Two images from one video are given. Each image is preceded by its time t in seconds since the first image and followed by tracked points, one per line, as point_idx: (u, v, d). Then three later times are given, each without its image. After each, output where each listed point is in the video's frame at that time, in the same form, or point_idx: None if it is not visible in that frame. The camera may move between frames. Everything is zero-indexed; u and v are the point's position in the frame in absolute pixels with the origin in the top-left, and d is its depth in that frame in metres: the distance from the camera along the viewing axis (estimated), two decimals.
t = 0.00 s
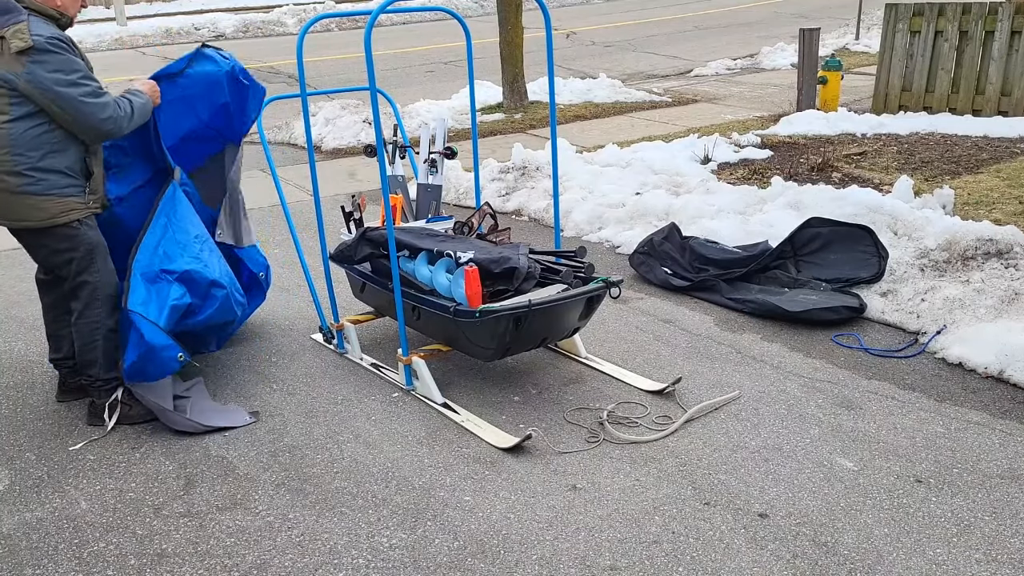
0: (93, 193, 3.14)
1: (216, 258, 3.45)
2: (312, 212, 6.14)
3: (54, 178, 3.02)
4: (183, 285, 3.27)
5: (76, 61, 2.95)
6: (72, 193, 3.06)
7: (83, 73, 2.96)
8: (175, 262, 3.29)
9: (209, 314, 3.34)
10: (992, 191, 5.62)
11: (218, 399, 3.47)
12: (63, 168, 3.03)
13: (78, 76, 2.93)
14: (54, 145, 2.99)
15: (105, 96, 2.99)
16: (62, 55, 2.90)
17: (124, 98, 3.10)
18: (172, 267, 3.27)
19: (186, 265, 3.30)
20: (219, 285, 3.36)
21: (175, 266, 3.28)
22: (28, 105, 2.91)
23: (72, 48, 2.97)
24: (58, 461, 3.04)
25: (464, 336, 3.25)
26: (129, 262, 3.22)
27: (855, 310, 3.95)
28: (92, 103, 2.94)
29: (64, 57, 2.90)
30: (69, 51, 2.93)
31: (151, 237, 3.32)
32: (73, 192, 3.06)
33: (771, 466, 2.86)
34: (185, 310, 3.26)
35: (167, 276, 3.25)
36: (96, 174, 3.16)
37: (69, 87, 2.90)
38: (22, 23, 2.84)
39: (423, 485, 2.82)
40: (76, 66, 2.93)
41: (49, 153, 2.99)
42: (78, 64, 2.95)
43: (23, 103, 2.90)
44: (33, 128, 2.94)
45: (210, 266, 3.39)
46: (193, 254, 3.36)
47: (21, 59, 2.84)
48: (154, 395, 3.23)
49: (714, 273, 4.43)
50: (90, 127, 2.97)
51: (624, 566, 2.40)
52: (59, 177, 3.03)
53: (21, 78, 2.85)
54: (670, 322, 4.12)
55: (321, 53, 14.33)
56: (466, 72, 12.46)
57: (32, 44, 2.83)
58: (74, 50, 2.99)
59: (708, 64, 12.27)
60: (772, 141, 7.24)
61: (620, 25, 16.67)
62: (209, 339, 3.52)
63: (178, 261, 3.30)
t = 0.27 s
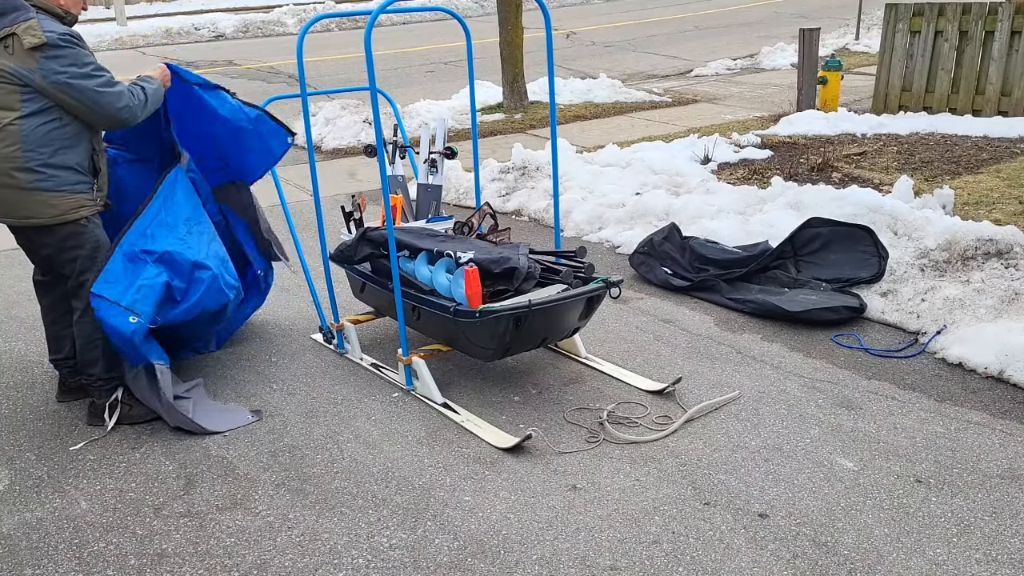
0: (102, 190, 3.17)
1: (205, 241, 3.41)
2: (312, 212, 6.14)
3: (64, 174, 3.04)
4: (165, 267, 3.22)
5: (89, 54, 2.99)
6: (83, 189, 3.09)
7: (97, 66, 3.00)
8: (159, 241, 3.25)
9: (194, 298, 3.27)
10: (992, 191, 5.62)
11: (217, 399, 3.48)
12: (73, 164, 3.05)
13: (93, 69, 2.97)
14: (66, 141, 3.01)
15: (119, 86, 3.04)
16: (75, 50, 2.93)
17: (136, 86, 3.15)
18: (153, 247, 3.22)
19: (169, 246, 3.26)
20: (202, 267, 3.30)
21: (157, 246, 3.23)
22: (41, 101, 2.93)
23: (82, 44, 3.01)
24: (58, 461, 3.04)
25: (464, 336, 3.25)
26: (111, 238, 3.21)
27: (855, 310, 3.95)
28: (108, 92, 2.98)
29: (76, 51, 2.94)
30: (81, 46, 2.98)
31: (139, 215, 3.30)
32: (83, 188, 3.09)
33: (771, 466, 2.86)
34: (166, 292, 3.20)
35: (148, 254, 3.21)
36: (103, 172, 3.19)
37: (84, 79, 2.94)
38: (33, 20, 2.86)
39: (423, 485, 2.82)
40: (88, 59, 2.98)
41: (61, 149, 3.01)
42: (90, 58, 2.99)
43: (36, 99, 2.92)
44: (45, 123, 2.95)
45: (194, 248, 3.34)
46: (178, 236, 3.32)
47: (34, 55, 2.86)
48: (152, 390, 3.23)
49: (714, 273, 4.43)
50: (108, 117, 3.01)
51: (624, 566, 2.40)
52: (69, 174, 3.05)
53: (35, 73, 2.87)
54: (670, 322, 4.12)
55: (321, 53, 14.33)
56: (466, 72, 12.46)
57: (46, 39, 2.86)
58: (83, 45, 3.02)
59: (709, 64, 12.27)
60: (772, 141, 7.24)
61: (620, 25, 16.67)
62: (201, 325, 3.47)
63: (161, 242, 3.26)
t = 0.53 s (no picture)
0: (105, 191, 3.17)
1: (203, 230, 3.47)
2: (312, 213, 6.15)
3: (68, 175, 3.04)
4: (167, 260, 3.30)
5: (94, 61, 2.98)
6: (87, 189, 3.09)
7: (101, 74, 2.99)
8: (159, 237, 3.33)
9: (202, 287, 3.35)
10: (992, 191, 5.62)
11: (218, 399, 3.48)
12: (77, 165, 3.06)
13: (97, 77, 2.97)
14: (70, 143, 3.02)
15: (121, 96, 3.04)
16: (80, 56, 2.92)
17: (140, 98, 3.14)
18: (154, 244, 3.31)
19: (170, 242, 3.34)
20: (205, 257, 3.36)
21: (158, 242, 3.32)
22: (46, 104, 2.93)
23: (88, 49, 3.00)
24: (58, 461, 3.04)
25: (464, 336, 3.25)
26: (116, 242, 3.29)
27: (855, 310, 3.95)
28: (109, 103, 2.98)
29: (81, 57, 2.93)
30: (87, 52, 2.96)
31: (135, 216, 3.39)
32: (87, 189, 3.09)
33: (771, 466, 2.86)
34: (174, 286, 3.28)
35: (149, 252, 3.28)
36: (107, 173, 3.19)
37: (88, 87, 2.93)
38: (41, 23, 2.86)
39: (423, 485, 2.82)
40: (93, 66, 2.97)
41: (65, 151, 3.01)
42: (95, 64, 2.98)
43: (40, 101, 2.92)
44: (50, 126, 2.96)
45: (193, 238, 3.40)
46: (176, 231, 3.39)
47: (40, 59, 2.86)
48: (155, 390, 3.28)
49: (714, 273, 4.43)
50: (106, 126, 3.01)
51: (624, 566, 2.40)
52: (73, 175, 3.05)
53: (40, 76, 2.87)
54: (670, 322, 4.12)
55: (321, 53, 14.33)
56: (466, 72, 12.46)
57: (52, 45, 2.86)
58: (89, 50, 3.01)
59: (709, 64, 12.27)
60: (772, 141, 7.24)
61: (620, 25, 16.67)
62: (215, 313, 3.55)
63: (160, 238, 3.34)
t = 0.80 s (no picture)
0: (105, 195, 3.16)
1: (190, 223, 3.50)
2: (312, 212, 6.15)
3: (69, 176, 3.04)
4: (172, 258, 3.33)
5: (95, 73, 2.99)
6: (87, 191, 3.09)
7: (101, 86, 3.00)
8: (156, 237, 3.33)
9: (207, 277, 3.44)
10: (992, 191, 5.62)
11: (218, 399, 3.48)
12: (77, 168, 3.06)
13: (96, 89, 2.97)
14: (71, 145, 3.02)
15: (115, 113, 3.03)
16: (81, 66, 2.93)
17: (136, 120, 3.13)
18: (154, 243, 3.31)
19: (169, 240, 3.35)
20: (203, 246, 3.44)
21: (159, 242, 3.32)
22: (46, 108, 2.95)
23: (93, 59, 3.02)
24: (58, 461, 3.04)
25: (465, 336, 3.25)
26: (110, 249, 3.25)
27: (855, 310, 3.94)
28: (102, 117, 2.98)
29: (83, 67, 2.94)
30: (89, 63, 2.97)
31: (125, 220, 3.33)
32: (88, 191, 3.09)
33: (771, 466, 2.86)
34: (184, 281, 3.34)
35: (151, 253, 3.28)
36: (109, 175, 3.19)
37: (85, 97, 2.94)
38: (46, 29, 2.89)
39: (423, 485, 2.82)
40: (95, 77, 2.97)
41: (65, 153, 3.02)
42: (97, 75, 2.99)
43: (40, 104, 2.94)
44: (50, 128, 2.97)
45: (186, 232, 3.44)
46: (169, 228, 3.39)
47: (42, 64, 2.89)
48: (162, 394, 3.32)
49: (714, 273, 4.43)
50: (94, 142, 2.99)
51: (624, 566, 2.40)
52: (73, 176, 3.05)
53: (40, 81, 2.89)
54: (670, 322, 4.12)
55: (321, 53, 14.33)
56: (466, 72, 12.46)
57: (55, 52, 2.88)
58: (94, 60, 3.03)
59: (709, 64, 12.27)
60: (772, 141, 7.24)
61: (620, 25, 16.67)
62: (217, 305, 3.63)
63: (157, 236, 3.33)
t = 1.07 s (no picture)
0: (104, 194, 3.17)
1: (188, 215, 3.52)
2: (312, 212, 6.15)
3: (67, 176, 3.05)
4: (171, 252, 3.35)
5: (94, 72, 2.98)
6: (86, 191, 3.09)
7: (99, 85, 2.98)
8: (156, 230, 3.33)
9: (208, 270, 3.49)
10: (992, 191, 5.62)
11: (218, 399, 3.47)
12: (76, 167, 3.06)
13: (94, 88, 2.95)
14: (69, 145, 3.02)
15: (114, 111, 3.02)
16: (79, 65, 2.92)
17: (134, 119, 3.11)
18: (155, 237, 3.31)
19: (169, 234, 3.36)
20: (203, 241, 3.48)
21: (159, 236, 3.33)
22: (44, 108, 2.95)
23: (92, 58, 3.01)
24: (58, 461, 3.04)
25: (464, 336, 3.25)
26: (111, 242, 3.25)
27: (855, 310, 3.94)
28: (101, 116, 2.96)
29: (81, 66, 2.93)
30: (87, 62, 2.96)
31: (124, 208, 3.30)
32: (86, 190, 3.09)
33: (771, 466, 2.86)
34: (184, 277, 3.37)
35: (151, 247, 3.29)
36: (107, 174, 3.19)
37: (83, 96, 2.92)
38: (44, 28, 2.88)
39: (423, 485, 2.82)
40: (93, 76, 2.96)
41: (64, 153, 3.02)
42: (94, 75, 2.97)
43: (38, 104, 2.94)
44: (49, 128, 2.97)
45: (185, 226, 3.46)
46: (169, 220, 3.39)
47: (40, 63, 2.88)
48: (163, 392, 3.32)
49: (714, 273, 4.43)
50: (94, 140, 2.98)
51: (624, 566, 2.40)
52: (72, 176, 3.06)
53: (37, 80, 2.88)
54: (670, 322, 4.12)
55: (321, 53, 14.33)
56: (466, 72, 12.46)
57: (52, 51, 2.87)
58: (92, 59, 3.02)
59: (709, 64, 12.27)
60: (772, 141, 7.24)
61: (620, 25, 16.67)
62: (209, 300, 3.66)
63: (157, 229, 3.33)
